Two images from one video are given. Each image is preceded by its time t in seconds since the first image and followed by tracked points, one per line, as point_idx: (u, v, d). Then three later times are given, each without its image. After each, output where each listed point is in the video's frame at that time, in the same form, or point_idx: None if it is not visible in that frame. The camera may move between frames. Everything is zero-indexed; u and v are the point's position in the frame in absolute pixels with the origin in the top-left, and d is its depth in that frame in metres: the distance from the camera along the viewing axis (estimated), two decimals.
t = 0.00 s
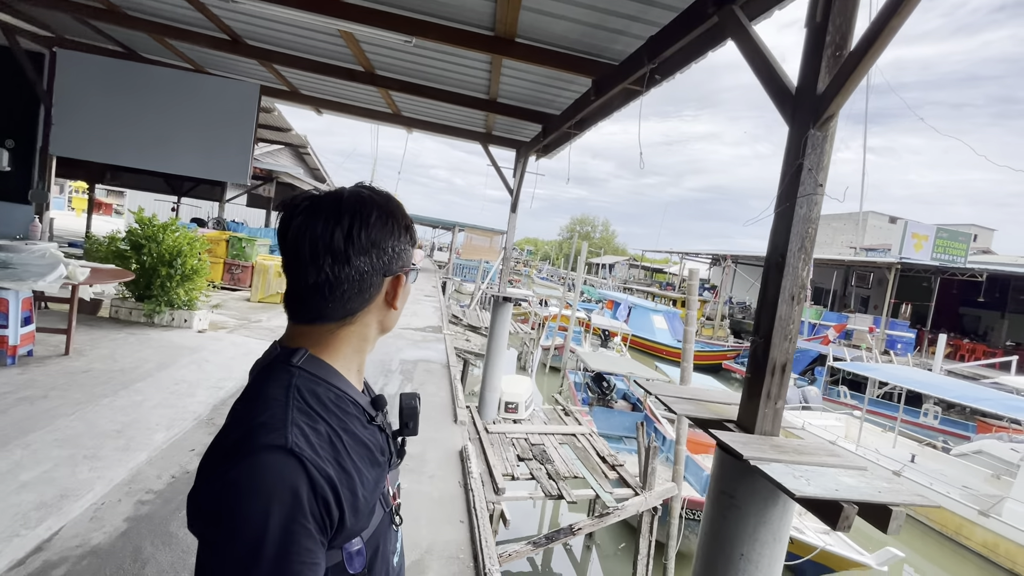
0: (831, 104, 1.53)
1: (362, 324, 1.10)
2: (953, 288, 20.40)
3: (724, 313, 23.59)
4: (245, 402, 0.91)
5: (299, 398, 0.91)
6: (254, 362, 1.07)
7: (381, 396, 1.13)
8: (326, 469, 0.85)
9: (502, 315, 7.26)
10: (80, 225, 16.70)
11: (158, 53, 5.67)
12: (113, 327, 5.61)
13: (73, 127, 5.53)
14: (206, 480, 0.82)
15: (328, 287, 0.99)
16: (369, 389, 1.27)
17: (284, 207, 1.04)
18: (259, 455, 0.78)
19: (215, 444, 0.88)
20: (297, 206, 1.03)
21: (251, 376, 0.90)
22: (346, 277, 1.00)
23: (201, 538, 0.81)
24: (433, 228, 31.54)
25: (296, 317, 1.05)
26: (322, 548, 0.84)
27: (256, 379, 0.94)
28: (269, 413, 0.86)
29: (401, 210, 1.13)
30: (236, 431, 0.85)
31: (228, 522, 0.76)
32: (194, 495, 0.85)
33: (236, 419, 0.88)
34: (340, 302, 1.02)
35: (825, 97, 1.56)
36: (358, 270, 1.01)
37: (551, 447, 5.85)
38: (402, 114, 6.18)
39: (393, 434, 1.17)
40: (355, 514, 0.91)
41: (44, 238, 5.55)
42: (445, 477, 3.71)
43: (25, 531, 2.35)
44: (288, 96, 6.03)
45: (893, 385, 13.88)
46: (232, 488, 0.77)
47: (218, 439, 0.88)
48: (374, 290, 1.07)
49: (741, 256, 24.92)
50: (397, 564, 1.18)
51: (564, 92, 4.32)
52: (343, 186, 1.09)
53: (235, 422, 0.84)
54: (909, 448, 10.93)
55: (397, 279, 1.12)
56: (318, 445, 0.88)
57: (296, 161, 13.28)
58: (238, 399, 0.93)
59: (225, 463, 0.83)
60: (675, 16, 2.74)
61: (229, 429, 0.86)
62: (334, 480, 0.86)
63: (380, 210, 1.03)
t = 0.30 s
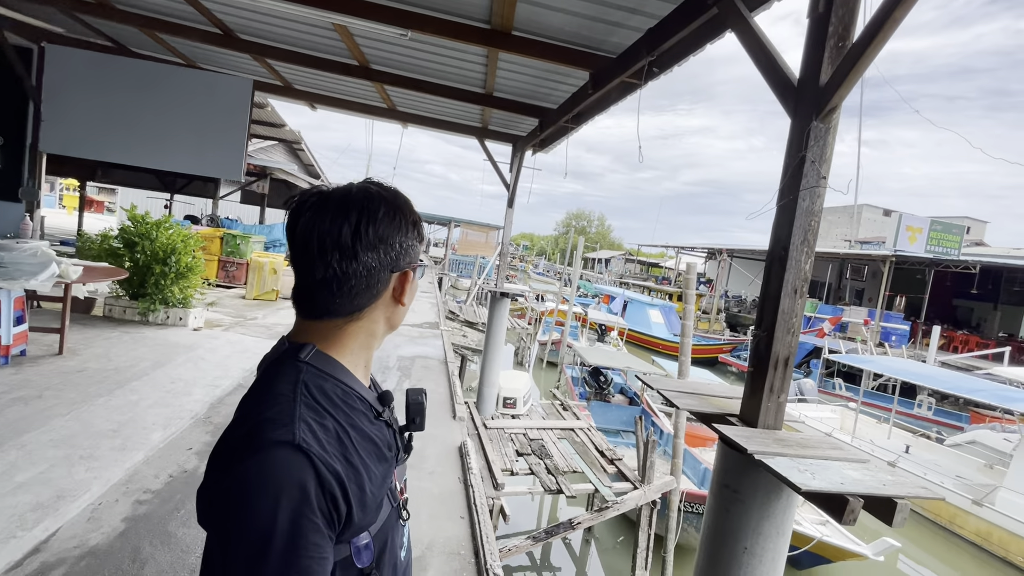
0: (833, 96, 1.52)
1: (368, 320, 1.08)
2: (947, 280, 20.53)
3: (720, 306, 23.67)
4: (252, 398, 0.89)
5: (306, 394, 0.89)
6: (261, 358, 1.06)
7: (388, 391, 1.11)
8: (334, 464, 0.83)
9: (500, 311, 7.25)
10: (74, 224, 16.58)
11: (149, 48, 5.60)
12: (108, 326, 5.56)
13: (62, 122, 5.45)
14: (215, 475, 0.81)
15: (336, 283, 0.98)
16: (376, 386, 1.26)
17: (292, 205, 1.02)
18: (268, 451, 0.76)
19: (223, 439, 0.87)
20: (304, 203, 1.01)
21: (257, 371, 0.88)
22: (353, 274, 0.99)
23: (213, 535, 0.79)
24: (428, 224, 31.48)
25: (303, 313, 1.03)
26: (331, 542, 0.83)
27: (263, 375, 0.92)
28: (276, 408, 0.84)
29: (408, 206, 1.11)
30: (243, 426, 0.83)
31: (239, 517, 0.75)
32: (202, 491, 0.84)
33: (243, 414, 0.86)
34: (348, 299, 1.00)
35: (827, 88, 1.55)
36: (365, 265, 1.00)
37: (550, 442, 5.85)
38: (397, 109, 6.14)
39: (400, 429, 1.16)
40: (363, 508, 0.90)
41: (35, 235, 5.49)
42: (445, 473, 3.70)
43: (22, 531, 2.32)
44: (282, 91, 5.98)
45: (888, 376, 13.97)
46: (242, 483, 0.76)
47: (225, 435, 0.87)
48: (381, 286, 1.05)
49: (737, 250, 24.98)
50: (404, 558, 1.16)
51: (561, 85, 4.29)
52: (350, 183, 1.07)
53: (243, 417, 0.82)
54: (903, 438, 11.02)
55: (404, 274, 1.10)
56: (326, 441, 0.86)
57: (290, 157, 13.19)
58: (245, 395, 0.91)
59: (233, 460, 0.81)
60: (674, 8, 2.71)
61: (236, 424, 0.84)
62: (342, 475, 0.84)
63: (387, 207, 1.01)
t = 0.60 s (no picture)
0: (833, 93, 1.51)
1: (366, 323, 1.07)
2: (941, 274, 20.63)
3: (716, 302, 23.70)
4: (248, 404, 0.88)
5: (303, 400, 0.88)
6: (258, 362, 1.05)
7: (386, 393, 1.10)
8: (332, 470, 0.83)
9: (497, 308, 7.23)
10: (66, 220, 16.41)
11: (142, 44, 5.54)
12: (103, 325, 5.53)
13: (54, 118, 5.40)
14: (212, 483, 0.81)
15: (332, 287, 0.97)
16: (373, 387, 1.25)
17: (286, 209, 1.01)
18: (265, 458, 0.76)
19: (220, 447, 0.86)
20: (299, 206, 1.00)
21: (253, 377, 0.87)
22: (350, 278, 0.97)
23: (211, 543, 0.78)
24: (425, 220, 31.38)
25: (300, 318, 1.02)
26: (330, 548, 0.82)
27: (260, 381, 0.91)
28: (273, 414, 0.83)
29: (405, 207, 1.10)
30: (240, 433, 0.82)
31: (236, 526, 0.75)
32: (199, 499, 0.83)
33: (240, 421, 0.85)
34: (345, 303, 0.99)
35: (828, 85, 1.54)
36: (362, 269, 0.99)
37: (548, 438, 5.86)
38: (393, 105, 6.10)
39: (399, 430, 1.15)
40: (362, 513, 0.89)
41: (28, 233, 5.44)
42: (444, 470, 3.70)
43: (19, 532, 2.30)
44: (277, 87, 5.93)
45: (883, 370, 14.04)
46: (239, 492, 0.75)
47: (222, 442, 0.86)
48: (378, 288, 1.04)
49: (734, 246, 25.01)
50: (404, 559, 1.16)
51: (558, 81, 4.27)
52: (345, 184, 1.06)
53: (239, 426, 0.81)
54: (898, 432, 11.09)
55: (402, 277, 1.09)
56: (324, 447, 0.85)
57: (285, 154, 13.10)
58: (242, 400, 0.90)
59: (229, 468, 0.81)
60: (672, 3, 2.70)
61: (232, 432, 0.83)
62: (341, 481, 0.83)
63: (384, 209, 1.00)
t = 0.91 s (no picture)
0: (836, 87, 1.51)
1: (368, 319, 1.07)
2: (938, 270, 20.69)
3: (715, 298, 23.73)
4: (252, 405, 0.88)
5: (307, 400, 0.88)
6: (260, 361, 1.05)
7: (389, 389, 1.10)
8: (339, 469, 0.83)
9: (496, 304, 7.23)
10: (62, 216, 16.34)
11: (138, 38, 5.51)
12: (101, 321, 5.51)
13: (50, 114, 5.37)
14: (218, 486, 0.81)
15: (335, 284, 0.96)
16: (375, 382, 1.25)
17: (286, 204, 1.00)
18: (271, 460, 0.76)
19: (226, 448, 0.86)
20: (299, 201, 0.99)
21: (257, 378, 0.87)
22: (353, 274, 0.97)
23: (219, 546, 0.79)
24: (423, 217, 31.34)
25: (302, 315, 1.02)
26: (339, 546, 0.83)
27: (263, 382, 0.91)
28: (278, 416, 0.83)
29: (406, 201, 1.10)
30: (245, 435, 0.82)
31: (245, 528, 0.75)
32: (205, 503, 0.83)
33: (245, 422, 0.85)
34: (348, 299, 0.99)
35: (830, 79, 1.53)
36: (365, 266, 0.98)
37: (547, 434, 5.87)
38: (392, 101, 6.08)
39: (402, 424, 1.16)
40: (369, 510, 0.90)
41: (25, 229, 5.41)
42: (445, 466, 3.71)
43: (20, 528, 2.30)
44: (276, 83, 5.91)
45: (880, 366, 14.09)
46: (247, 495, 0.75)
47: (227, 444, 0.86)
48: (381, 283, 1.04)
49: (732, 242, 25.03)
50: (409, 553, 1.16)
51: (558, 76, 4.26)
52: (345, 178, 1.05)
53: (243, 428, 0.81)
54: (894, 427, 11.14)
55: (404, 271, 1.09)
56: (329, 447, 0.85)
57: (283, 149, 13.04)
58: (245, 401, 0.90)
59: (235, 470, 0.81)
60: None
61: (236, 434, 0.83)
62: (348, 481, 0.83)
63: (386, 203, 1.00)
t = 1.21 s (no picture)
0: (835, 78, 1.51)
1: (365, 304, 1.09)
2: (938, 267, 20.71)
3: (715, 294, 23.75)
4: (251, 390, 0.89)
5: (306, 386, 0.89)
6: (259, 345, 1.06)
7: (387, 374, 1.12)
8: (338, 453, 0.84)
9: (497, 299, 7.24)
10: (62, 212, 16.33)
11: (138, 32, 5.50)
12: (101, 316, 5.53)
13: (50, 108, 5.37)
14: (220, 471, 0.82)
15: (333, 269, 0.98)
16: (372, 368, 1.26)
17: (283, 189, 1.01)
18: (271, 444, 0.77)
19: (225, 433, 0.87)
20: (296, 186, 1.00)
21: (255, 364, 0.88)
22: (351, 259, 0.99)
23: (221, 528, 0.80)
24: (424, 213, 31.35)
25: (300, 300, 1.03)
26: (339, 528, 0.84)
27: (261, 368, 0.92)
28: (278, 401, 0.84)
29: (404, 188, 1.11)
30: (245, 420, 0.84)
31: (247, 510, 0.76)
32: (206, 487, 0.84)
33: (245, 407, 0.86)
34: (346, 284, 1.00)
35: (829, 71, 1.54)
36: (363, 252, 1.00)
37: (547, 428, 5.89)
38: (392, 96, 6.07)
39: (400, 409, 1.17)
40: (368, 493, 0.91)
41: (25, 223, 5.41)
42: (445, 459, 3.73)
43: (24, 518, 2.33)
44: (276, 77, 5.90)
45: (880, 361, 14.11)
46: (248, 478, 0.77)
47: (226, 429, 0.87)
48: (379, 269, 1.05)
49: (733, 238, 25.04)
50: (407, 535, 1.18)
51: (557, 70, 4.27)
52: (342, 163, 1.06)
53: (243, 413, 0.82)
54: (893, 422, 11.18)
55: (402, 258, 1.11)
56: (328, 431, 0.86)
57: (282, 145, 13.01)
58: (245, 387, 0.91)
59: (235, 454, 0.82)
60: None
61: (236, 419, 0.84)
62: (347, 464, 0.85)
63: (384, 189, 1.01)
